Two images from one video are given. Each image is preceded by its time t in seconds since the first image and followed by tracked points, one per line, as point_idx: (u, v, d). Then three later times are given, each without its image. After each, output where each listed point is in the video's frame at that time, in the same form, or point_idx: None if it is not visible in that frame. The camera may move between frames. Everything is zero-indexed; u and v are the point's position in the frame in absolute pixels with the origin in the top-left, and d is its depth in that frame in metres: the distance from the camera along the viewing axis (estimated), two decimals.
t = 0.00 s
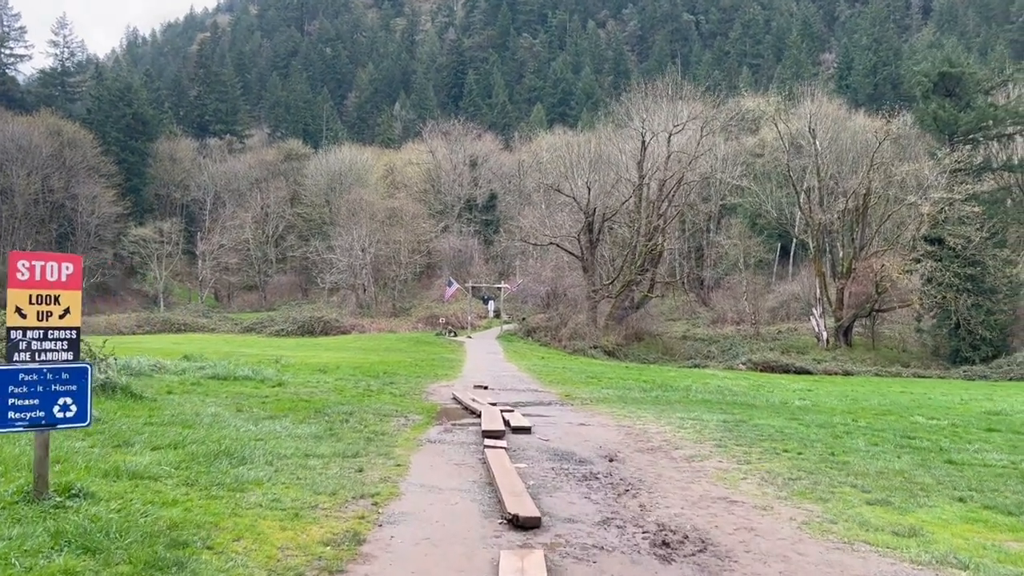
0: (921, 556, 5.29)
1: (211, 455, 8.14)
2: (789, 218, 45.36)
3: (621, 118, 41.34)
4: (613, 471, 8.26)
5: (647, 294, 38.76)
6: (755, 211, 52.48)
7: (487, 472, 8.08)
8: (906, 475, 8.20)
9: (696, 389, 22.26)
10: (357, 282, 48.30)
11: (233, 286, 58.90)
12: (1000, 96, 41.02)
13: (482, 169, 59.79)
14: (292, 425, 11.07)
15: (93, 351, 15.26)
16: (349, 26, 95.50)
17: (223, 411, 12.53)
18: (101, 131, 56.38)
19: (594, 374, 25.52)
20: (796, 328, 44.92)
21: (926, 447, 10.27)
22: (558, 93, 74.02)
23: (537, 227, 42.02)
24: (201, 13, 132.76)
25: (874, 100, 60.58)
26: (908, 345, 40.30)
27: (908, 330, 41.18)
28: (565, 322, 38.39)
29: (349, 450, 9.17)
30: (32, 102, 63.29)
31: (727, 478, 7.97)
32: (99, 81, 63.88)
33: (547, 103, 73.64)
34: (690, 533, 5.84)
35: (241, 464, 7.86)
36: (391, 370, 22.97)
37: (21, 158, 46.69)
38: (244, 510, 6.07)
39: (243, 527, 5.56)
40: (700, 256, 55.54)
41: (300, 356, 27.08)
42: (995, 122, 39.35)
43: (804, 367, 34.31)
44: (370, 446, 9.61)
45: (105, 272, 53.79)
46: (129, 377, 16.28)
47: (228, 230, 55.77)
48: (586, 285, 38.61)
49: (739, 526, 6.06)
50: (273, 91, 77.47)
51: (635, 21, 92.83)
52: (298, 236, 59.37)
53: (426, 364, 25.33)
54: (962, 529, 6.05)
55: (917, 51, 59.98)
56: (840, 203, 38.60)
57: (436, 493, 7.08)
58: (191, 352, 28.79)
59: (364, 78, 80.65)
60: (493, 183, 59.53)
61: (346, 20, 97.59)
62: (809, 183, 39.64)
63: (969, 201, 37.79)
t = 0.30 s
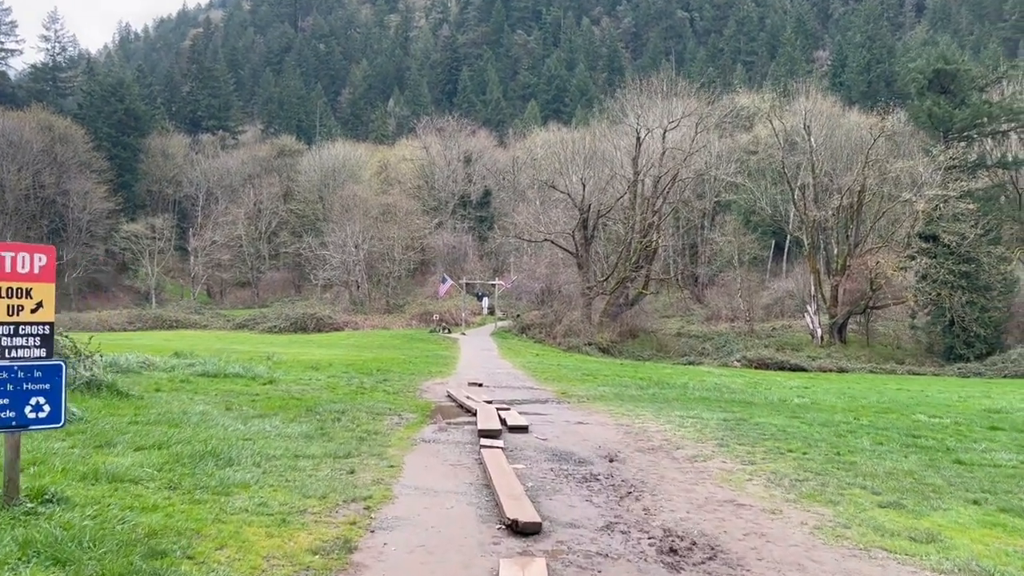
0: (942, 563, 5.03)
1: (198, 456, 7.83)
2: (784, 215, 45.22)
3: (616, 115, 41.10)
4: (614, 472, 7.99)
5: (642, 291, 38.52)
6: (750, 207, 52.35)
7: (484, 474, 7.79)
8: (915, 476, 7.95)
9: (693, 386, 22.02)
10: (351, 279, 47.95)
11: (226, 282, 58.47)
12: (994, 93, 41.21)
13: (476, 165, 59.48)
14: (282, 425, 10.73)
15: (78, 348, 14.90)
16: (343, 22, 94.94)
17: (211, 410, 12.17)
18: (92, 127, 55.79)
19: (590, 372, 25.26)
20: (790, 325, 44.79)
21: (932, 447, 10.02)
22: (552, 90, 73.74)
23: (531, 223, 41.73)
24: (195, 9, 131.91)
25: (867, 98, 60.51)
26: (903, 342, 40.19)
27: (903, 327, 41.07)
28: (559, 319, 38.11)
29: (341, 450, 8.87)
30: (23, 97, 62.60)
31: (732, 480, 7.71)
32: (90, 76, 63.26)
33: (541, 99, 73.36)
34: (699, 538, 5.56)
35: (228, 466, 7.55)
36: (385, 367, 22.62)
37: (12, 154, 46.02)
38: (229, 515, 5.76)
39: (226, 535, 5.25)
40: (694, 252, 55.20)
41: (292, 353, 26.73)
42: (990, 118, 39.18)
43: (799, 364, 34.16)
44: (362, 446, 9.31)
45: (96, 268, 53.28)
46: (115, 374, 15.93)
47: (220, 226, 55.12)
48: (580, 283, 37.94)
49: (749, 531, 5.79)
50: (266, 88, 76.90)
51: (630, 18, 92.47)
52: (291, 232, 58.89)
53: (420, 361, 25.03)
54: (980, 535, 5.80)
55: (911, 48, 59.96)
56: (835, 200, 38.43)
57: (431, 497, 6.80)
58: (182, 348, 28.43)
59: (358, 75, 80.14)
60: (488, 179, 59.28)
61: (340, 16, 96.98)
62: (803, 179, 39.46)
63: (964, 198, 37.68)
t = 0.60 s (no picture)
0: None
1: (181, 462, 7.53)
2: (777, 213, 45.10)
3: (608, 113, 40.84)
4: (613, 478, 7.72)
5: (635, 289, 38.30)
6: (743, 206, 52.26)
7: (479, 480, 7.51)
8: (924, 480, 7.72)
9: (689, 386, 21.79)
10: (343, 277, 47.54)
11: (217, 281, 57.92)
12: (987, 91, 40.84)
13: (469, 163, 59.17)
14: (270, 428, 10.41)
15: (62, 347, 14.53)
16: (335, 20, 94.38)
17: (197, 412, 11.83)
18: (82, 124, 55.19)
19: (585, 371, 24.99)
20: (784, 324, 44.67)
21: (938, 449, 9.79)
22: (544, 88, 73.51)
23: (524, 222, 41.43)
24: (187, 7, 130.99)
25: (860, 97, 60.50)
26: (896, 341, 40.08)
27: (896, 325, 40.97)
28: (552, 317, 37.84)
29: (330, 455, 8.57)
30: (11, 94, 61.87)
31: (736, 485, 7.45)
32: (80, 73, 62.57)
33: (534, 98, 73.14)
34: (707, 552, 5.28)
35: (212, 472, 7.24)
36: (377, 367, 22.28)
37: None
38: (211, 527, 5.46)
39: (207, 550, 4.94)
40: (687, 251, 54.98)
41: (283, 353, 26.35)
42: (983, 117, 39.23)
43: (793, 363, 34.00)
44: (352, 450, 9.02)
45: (86, 267, 52.65)
46: (99, 375, 15.57)
47: (211, 225, 54.60)
48: (574, 281, 37.92)
49: (759, 541, 5.53)
50: (258, 85, 76.29)
51: (622, 17, 92.29)
52: (282, 230, 58.38)
53: (413, 361, 24.74)
54: (1000, 545, 5.55)
55: (903, 47, 59.98)
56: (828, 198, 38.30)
57: (425, 505, 6.51)
58: (170, 347, 27.96)
59: (350, 73, 79.62)
60: (481, 177, 59.05)
61: (332, 14, 96.39)
62: (796, 178, 39.34)
63: (958, 197, 37.62)
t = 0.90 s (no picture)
0: None
1: (162, 467, 7.21)
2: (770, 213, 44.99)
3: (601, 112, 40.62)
4: (613, 483, 7.45)
5: (628, 289, 38.08)
6: (736, 206, 52.14)
7: (474, 485, 7.24)
8: (931, 483, 7.51)
9: (684, 386, 21.56)
10: (334, 277, 47.10)
11: (207, 281, 57.33)
12: (979, 91, 40.99)
13: (460, 163, 58.85)
14: (257, 430, 10.09)
15: (43, 348, 14.13)
16: (326, 20, 93.80)
17: (183, 414, 11.46)
18: (71, 123, 54.55)
19: (579, 371, 24.72)
20: (776, 323, 44.56)
21: (942, 451, 9.59)
22: (536, 88, 73.25)
23: (516, 221, 41.13)
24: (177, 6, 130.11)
25: (851, 97, 60.52)
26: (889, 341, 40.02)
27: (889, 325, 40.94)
28: (545, 317, 37.55)
29: (318, 459, 8.27)
30: None
31: (740, 490, 7.20)
32: (68, 71, 61.87)
33: (526, 98, 72.85)
34: (714, 564, 5.02)
35: (194, 478, 6.94)
36: (368, 367, 21.96)
37: None
38: (190, 539, 5.16)
39: (184, 565, 4.63)
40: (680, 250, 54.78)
41: (273, 353, 25.94)
42: (974, 117, 39.34)
43: (786, 363, 33.86)
44: (342, 454, 8.74)
45: (74, 267, 51.99)
46: (83, 376, 15.17)
47: (201, 224, 54.01)
48: (566, 281, 37.66)
49: (770, 552, 5.26)
50: (248, 84, 75.68)
51: (614, 17, 92.08)
52: (273, 230, 57.84)
53: (405, 361, 24.43)
54: (1019, 554, 5.32)
55: (894, 48, 60.06)
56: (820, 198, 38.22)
57: (417, 513, 6.23)
58: (158, 348, 27.53)
59: (341, 72, 79.09)
60: (473, 177, 58.70)
61: (323, 13, 95.82)
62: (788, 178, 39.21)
63: (949, 197, 37.63)
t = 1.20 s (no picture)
0: None
1: (143, 474, 6.89)
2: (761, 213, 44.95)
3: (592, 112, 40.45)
4: (612, 489, 7.19)
5: (619, 289, 37.87)
6: (726, 205, 52.08)
7: (469, 492, 6.97)
8: (940, 488, 7.31)
9: (678, 387, 21.36)
10: (323, 277, 46.68)
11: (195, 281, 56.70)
12: (968, 91, 41.16)
13: (451, 163, 58.54)
14: (243, 435, 9.77)
15: (23, 349, 13.71)
16: (315, 19, 93.19)
17: (167, 418, 11.10)
18: (57, 122, 53.92)
19: (571, 372, 24.49)
20: (767, 323, 44.49)
21: (945, 453, 9.41)
22: (526, 88, 73.02)
23: (507, 221, 40.86)
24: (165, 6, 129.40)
25: (840, 97, 60.64)
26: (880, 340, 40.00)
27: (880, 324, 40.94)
28: (536, 317, 37.28)
29: (307, 465, 7.96)
30: None
31: (743, 496, 6.96)
32: (54, 70, 61.16)
33: (516, 98, 72.59)
34: None
35: (177, 486, 6.62)
36: (358, 368, 21.66)
37: None
38: (169, 553, 4.87)
39: None
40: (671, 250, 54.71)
41: (262, 354, 25.51)
42: (964, 117, 39.24)
43: (777, 363, 33.75)
44: (331, 459, 8.44)
45: (61, 267, 51.32)
46: (64, 378, 14.75)
47: (190, 224, 53.42)
48: (557, 281, 37.41)
49: (781, 563, 5.03)
50: (237, 84, 75.06)
51: (604, 17, 91.91)
52: (262, 230, 57.30)
53: (396, 362, 24.10)
54: None
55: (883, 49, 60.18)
56: (811, 197, 38.21)
57: (410, 522, 5.95)
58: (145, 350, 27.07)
59: (331, 72, 78.53)
60: (463, 177, 58.34)
61: (312, 12, 95.24)
62: (779, 177, 39.16)
63: (940, 196, 37.68)
